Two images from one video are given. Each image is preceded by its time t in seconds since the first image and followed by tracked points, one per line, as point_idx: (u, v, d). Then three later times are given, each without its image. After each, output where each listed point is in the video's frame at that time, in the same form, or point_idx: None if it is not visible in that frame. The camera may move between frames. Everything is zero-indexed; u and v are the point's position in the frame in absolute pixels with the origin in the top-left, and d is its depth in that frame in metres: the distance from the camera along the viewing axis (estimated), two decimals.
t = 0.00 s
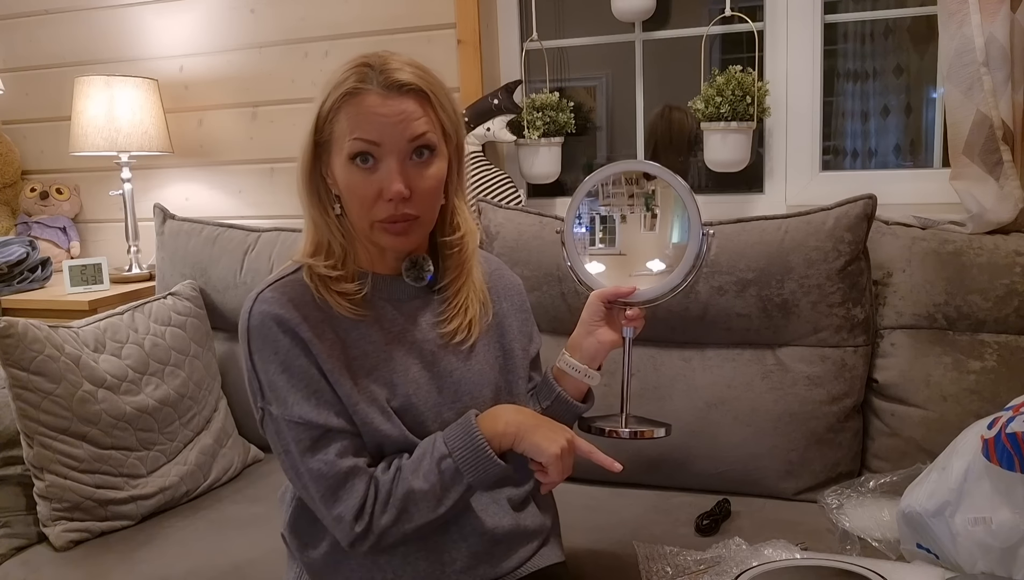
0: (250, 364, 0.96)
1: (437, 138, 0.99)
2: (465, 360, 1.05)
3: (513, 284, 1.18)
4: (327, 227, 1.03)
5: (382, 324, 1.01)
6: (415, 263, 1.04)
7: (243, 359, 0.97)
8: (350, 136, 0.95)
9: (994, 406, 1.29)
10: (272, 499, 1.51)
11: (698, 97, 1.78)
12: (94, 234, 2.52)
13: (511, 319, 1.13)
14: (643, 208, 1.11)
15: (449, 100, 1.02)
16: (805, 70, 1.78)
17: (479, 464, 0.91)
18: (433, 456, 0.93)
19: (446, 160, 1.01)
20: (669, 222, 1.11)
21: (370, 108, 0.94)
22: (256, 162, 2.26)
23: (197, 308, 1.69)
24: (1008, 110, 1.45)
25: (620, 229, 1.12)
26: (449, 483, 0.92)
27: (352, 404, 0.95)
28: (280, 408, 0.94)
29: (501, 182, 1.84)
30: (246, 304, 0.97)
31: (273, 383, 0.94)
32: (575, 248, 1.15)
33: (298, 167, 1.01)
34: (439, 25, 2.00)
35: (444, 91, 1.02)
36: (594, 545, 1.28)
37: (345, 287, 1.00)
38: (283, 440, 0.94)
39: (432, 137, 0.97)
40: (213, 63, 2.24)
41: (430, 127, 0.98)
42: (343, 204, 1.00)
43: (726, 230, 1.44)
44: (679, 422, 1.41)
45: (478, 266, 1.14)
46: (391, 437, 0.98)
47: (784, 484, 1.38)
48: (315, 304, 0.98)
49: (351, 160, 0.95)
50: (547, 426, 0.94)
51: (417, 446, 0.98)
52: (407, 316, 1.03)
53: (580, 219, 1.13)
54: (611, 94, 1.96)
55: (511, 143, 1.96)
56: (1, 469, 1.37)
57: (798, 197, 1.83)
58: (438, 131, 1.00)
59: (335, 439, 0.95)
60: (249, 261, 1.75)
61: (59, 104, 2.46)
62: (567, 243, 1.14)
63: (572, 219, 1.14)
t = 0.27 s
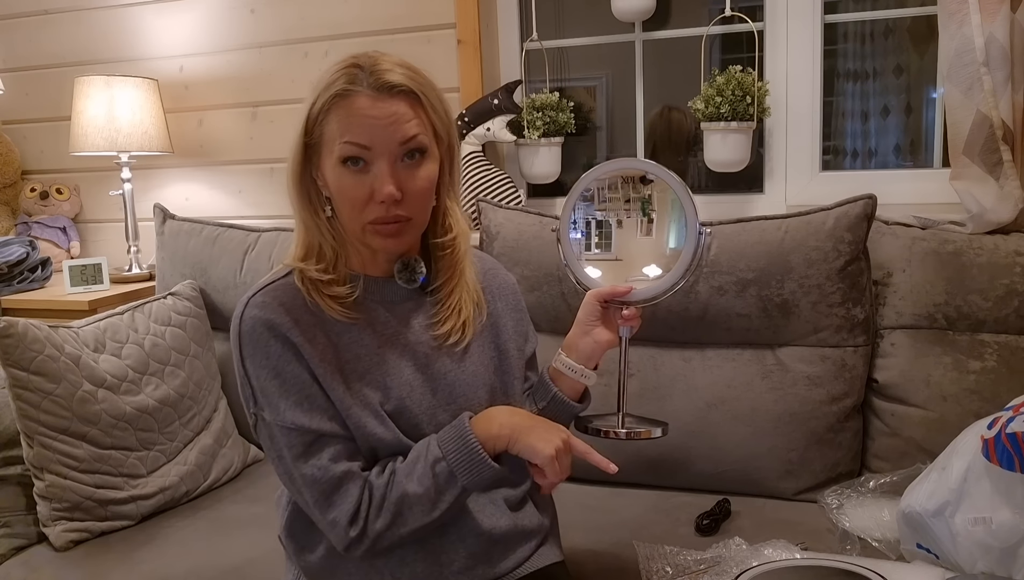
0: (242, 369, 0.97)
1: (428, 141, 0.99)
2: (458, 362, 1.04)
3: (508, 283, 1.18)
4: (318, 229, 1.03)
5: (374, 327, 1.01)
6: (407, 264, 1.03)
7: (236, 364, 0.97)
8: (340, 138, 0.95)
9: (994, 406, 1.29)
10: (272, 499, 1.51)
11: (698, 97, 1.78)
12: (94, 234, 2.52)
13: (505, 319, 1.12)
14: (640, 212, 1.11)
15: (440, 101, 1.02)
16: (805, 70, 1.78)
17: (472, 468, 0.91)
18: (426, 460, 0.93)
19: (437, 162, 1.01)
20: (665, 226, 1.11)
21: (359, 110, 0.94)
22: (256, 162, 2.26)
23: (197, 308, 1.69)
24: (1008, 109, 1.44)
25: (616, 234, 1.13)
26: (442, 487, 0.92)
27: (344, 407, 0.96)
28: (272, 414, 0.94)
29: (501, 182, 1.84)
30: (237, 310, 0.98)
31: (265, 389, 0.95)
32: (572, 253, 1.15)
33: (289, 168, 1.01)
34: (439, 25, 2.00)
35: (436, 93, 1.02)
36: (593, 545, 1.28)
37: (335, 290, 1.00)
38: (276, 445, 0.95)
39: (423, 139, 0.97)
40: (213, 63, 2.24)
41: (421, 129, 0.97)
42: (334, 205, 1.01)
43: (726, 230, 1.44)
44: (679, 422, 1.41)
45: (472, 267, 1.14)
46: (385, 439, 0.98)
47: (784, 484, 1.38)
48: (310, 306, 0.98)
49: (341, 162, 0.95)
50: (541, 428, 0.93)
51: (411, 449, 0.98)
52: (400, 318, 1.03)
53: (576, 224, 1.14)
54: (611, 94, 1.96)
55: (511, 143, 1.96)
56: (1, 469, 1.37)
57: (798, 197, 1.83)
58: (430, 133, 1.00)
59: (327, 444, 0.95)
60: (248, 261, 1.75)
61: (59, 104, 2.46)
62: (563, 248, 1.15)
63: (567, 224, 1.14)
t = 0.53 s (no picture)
0: (237, 371, 0.96)
1: (421, 139, 0.98)
2: (454, 364, 1.04)
3: (506, 283, 1.18)
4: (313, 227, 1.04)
5: (370, 328, 1.01)
6: (402, 265, 1.04)
7: (230, 366, 0.97)
8: (330, 135, 0.95)
9: (994, 406, 1.29)
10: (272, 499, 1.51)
11: (698, 97, 1.78)
12: (94, 234, 2.52)
13: (503, 320, 1.13)
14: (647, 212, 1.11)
15: (436, 101, 1.02)
16: (805, 71, 1.78)
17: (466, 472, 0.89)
18: (420, 463, 0.91)
19: (431, 161, 1.00)
20: (670, 227, 1.11)
21: (350, 107, 0.94)
22: (256, 162, 2.26)
23: (197, 308, 1.69)
24: (1008, 109, 1.44)
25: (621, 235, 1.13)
26: (436, 491, 0.90)
27: (338, 409, 0.96)
28: (265, 416, 0.94)
29: (501, 182, 1.84)
30: (232, 312, 0.98)
31: (258, 391, 0.94)
32: (574, 254, 1.14)
33: (287, 166, 1.02)
34: (439, 25, 2.00)
35: (431, 92, 1.01)
36: (593, 545, 1.28)
37: (328, 291, 1.00)
38: (270, 449, 0.94)
39: (414, 137, 0.97)
40: (213, 63, 2.24)
41: (413, 127, 0.97)
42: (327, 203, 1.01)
43: (726, 230, 1.44)
44: (679, 422, 1.41)
45: (469, 268, 1.14)
46: (379, 441, 0.97)
47: (784, 484, 1.38)
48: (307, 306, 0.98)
49: (332, 159, 0.95)
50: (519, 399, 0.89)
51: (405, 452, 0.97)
52: (395, 320, 1.03)
53: (580, 225, 1.14)
54: (611, 94, 1.96)
55: (511, 143, 1.96)
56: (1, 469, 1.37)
57: (798, 197, 1.83)
58: (423, 132, 0.99)
59: (322, 446, 0.95)
60: (248, 261, 1.75)
61: (59, 104, 2.46)
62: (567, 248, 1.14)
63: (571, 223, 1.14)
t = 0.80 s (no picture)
0: (239, 366, 0.97)
1: (415, 130, 0.98)
2: (457, 364, 1.05)
3: (508, 284, 1.19)
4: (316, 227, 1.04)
5: (373, 328, 1.01)
6: (405, 264, 1.04)
7: (233, 361, 0.97)
8: (323, 131, 0.95)
9: (994, 406, 1.29)
10: (272, 499, 1.51)
11: (698, 97, 1.78)
12: (94, 234, 2.52)
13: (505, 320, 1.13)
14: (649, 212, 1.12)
15: (430, 93, 1.01)
16: (805, 70, 1.78)
17: (449, 462, 0.84)
18: (405, 455, 0.88)
19: (428, 153, 1.00)
20: (673, 227, 1.11)
21: (341, 102, 0.94)
22: (256, 162, 2.26)
23: (197, 308, 1.69)
24: (1008, 110, 1.44)
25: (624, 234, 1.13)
26: (423, 484, 0.86)
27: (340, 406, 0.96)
28: (266, 411, 0.93)
29: (501, 181, 1.84)
30: (235, 308, 0.98)
31: (259, 385, 0.94)
32: (576, 252, 1.14)
33: (289, 168, 1.03)
34: (439, 25, 2.00)
35: (425, 84, 1.01)
36: (593, 545, 1.28)
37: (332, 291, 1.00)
38: (270, 443, 0.94)
39: (408, 128, 0.97)
40: (214, 63, 2.24)
41: (406, 118, 0.97)
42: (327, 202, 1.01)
43: (726, 230, 1.44)
44: (679, 422, 1.41)
45: (472, 268, 1.14)
46: (381, 439, 0.97)
47: (785, 484, 1.38)
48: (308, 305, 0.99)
49: (328, 155, 0.96)
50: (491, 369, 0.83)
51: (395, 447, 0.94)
52: (398, 319, 1.03)
53: (583, 223, 1.14)
54: (611, 94, 1.96)
55: (511, 143, 1.96)
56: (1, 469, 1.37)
57: (798, 196, 1.83)
58: (417, 123, 0.99)
59: (322, 440, 0.94)
60: (249, 261, 1.75)
61: (59, 104, 2.46)
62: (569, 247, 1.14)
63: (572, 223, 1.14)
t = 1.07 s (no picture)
0: (243, 367, 0.97)
1: (405, 131, 0.97)
2: (460, 365, 1.04)
3: (511, 284, 1.18)
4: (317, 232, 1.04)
5: (377, 328, 1.01)
6: (409, 264, 1.03)
7: (237, 362, 0.98)
8: (314, 135, 0.96)
9: (994, 406, 1.29)
10: (272, 499, 1.51)
11: (698, 97, 1.78)
12: (94, 234, 2.52)
13: (508, 319, 1.13)
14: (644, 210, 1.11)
15: (421, 92, 1.01)
16: (806, 71, 1.78)
17: (446, 468, 0.84)
18: (403, 461, 0.87)
19: (420, 152, 0.99)
20: (667, 225, 1.10)
21: (329, 105, 0.95)
22: (256, 162, 2.26)
23: (197, 308, 1.69)
24: (1008, 110, 1.45)
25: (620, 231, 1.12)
26: (420, 490, 0.86)
27: (343, 405, 0.96)
28: (269, 412, 0.94)
29: (501, 181, 1.84)
30: (240, 309, 0.98)
31: (263, 387, 0.95)
32: (575, 251, 1.14)
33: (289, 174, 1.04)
34: (439, 25, 2.00)
35: (415, 82, 1.01)
36: (593, 545, 1.28)
37: (335, 292, 1.00)
38: (272, 444, 0.94)
39: (397, 128, 0.96)
40: (213, 63, 2.24)
41: (395, 118, 0.96)
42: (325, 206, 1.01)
43: (726, 230, 1.44)
44: (679, 422, 1.41)
45: (475, 266, 1.13)
46: (384, 440, 0.97)
47: (784, 484, 1.38)
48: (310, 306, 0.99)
49: (320, 159, 0.96)
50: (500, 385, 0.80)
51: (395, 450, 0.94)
52: (401, 319, 1.03)
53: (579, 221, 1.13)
54: (612, 94, 1.96)
55: (511, 143, 1.96)
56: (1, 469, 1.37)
57: (798, 196, 1.83)
58: (408, 123, 0.98)
59: (324, 442, 0.94)
60: (249, 261, 1.75)
61: (59, 104, 2.46)
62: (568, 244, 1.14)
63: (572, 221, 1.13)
